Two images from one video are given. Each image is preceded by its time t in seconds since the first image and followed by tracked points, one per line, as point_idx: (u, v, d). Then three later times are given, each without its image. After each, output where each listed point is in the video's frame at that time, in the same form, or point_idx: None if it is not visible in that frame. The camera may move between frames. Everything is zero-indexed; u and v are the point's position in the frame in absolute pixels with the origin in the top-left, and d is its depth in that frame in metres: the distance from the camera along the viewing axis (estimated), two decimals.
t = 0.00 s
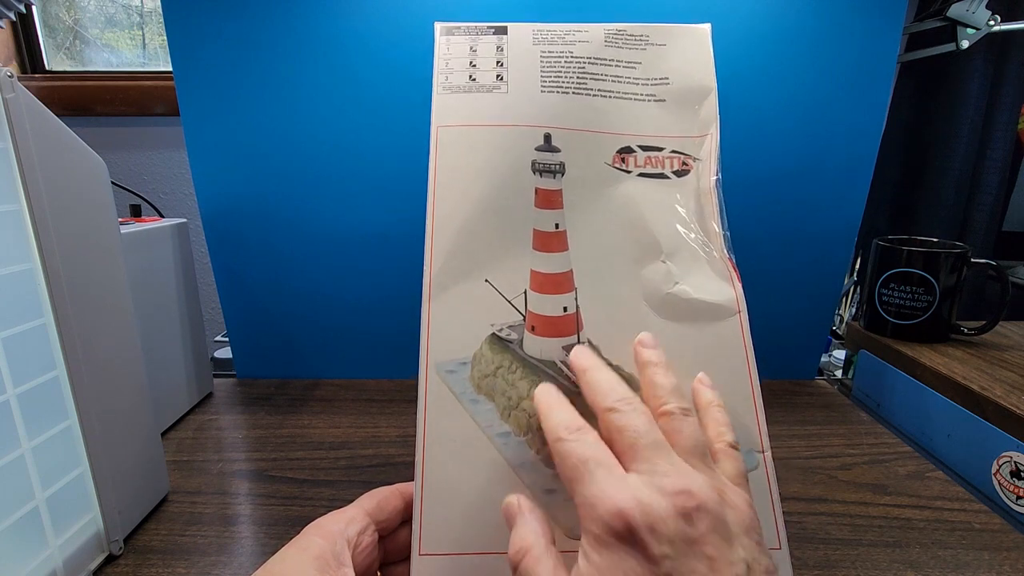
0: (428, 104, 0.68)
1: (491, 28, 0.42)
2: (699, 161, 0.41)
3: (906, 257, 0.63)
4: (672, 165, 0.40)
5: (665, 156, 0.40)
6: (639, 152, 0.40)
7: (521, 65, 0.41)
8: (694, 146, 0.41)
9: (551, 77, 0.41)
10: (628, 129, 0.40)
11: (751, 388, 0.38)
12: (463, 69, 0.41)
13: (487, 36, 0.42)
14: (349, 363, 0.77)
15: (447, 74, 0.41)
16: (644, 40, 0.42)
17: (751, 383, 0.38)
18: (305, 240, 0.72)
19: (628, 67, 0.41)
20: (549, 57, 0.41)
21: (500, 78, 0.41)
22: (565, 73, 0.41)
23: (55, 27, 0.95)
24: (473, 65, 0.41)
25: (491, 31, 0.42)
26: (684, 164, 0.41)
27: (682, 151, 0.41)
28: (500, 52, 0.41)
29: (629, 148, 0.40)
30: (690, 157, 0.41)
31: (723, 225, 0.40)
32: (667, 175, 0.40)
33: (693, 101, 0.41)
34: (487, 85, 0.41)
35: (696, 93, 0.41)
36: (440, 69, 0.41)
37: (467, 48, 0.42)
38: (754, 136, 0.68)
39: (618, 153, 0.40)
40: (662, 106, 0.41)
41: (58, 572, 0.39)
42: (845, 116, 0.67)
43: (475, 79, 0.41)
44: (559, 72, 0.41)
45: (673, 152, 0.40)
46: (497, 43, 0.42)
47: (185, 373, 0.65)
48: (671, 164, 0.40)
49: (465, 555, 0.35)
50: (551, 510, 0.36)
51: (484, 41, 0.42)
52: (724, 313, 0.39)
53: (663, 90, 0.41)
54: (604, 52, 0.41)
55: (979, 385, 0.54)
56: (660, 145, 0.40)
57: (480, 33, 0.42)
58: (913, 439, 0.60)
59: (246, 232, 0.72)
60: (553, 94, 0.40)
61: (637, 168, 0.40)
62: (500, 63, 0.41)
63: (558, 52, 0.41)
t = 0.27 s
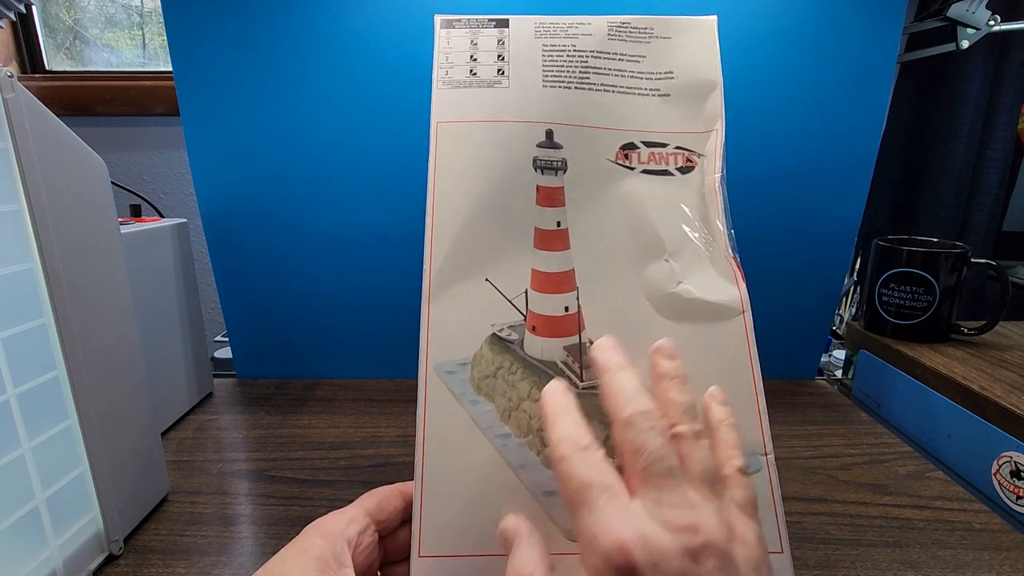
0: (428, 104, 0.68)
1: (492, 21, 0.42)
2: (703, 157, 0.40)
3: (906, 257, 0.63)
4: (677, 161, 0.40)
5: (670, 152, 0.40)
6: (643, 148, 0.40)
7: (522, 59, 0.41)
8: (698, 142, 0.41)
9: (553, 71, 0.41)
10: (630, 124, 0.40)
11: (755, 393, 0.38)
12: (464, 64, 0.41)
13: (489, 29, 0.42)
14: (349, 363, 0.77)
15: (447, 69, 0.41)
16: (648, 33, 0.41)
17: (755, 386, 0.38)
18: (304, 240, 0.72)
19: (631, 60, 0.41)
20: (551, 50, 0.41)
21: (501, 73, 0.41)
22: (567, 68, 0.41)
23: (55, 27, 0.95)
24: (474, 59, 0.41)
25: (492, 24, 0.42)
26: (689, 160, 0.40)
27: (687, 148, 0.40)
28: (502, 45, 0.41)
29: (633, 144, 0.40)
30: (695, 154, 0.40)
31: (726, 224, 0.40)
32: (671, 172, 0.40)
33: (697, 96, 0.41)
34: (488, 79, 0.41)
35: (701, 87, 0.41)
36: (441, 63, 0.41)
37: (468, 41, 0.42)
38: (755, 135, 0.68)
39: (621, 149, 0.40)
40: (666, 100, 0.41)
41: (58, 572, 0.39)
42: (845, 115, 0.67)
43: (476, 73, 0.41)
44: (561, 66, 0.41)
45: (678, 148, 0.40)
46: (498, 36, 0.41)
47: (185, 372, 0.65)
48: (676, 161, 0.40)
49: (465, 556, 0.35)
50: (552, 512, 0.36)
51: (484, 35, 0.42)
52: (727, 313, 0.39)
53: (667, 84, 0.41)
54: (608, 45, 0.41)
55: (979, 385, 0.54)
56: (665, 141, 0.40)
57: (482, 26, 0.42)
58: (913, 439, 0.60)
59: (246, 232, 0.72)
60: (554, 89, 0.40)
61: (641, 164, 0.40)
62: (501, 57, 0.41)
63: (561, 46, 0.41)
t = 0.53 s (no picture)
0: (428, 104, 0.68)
1: (492, 20, 0.42)
2: (704, 157, 0.40)
3: (906, 257, 0.63)
4: (677, 161, 0.40)
5: (670, 152, 0.40)
6: (643, 148, 0.40)
7: (522, 59, 0.41)
8: (698, 142, 0.41)
9: (553, 70, 0.41)
10: (630, 124, 0.40)
11: (755, 393, 0.38)
12: (464, 63, 0.41)
13: (488, 29, 0.42)
14: (349, 363, 0.77)
15: (448, 69, 0.41)
16: (648, 33, 0.42)
17: (755, 386, 0.38)
18: (304, 240, 0.72)
19: (632, 60, 0.41)
20: (551, 49, 0.41)
21: (501, 72, 0.41)
22: (567, 68, 0.41)
23: (55, 27, 0.95)
24: (473, 59, 0.41)
25: (491, 23, 0.42)
26: (689, 160, 0.40)
27: (687, 147, 0.40)
28: (502, 45, 0.41)
29: (633, 144, 0.40)
30: (695, 154, 0.40)
31: (726, 224, 0.40)
32: (671, 172, 0.40)
33: (698, 95, 0.41)
34: (488, 79, 0.41)
35: (701, 87, 0.41)
36: (441, 63, 0.41)
37: (468, 41, 0.42)
38: (755, 135, 0.68)
39: (621, 149, 0.40)
40: (666, 100, 0.41)
41: (58, 572, 0.39)
42: (846, 115, 0.67)
43: (476, 73, 0.41)
44: (561, 66, 0.41)
45: (678, 148, 0.40)
46: (498, 36, 0.41)
47: (185, 372, 0.65)
48: (676, 161, 0.40)
49: (464, 556, 0.35)
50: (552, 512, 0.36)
51: (484, 34, 0.42)
52: (727, 313, 0.39)
53: (667, 84, 0.41)
54: (608, 45, 0.41)
55: (979, 385, 0.54)
56: (665, 140, 0.40)
57: (481, 26, 0.42)
58: (913, 439, 0.60)
59: (246, 232, 0.72)
60: (554, 89, 0.40)
61: (641, 164, 0.40)
62: (501, 57, 0.41)
63: (560, 45, 0.41)
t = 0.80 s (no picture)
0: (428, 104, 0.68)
1: (492, 21, 0.42)
2: (703, 157, 0.40)
3: (906, 256, 0.63)
4: (677, 162, 0.40)
5: (670, 153, 0.40)
6: (643, 149, 0.40)
7: (522, 59, 0.41)
8: (698, 142, 0.41)
9: (553, 71, 0.41)
10: (630, 125, 0.40)
11: (755, 392, 0.38)
12: (464, 64, 0.41)
13: (488, 29, 0.42)
14: (349, 363, 0.77)
15: (448, 69, 0.41)
16: (648, 33, 0.41)
17: (755, 385, 0.38)
18: (304, 240, 0.72)
19: (632, 60, 0.41)
20: (550, 50, 0.41)
21: (501, 73, 0.41)
22: (567, 68, 0.41)
23: (55, 27, 0.95)
24: (474, 60, 0.41)
25: (491, 24, 0.42)
26: (689, 161, 0.40)
27: (686, 148, 0.40)
28: (502, 46, 0.41)
29: (633, 144, 0.40)
30: (695, 154, 0.40)
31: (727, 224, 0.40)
32: (671, 172, 0.40)
33: (698, 96, 0.41)
34: (488, 80, 0.41)
35: (701, 87, 0.41)
36: (441, 63, 0.41)
37: (468, 42, 0.42)
38: (755, 135, 0.68)
39: (621, 150, 0.40)
40: (666, 101, 0.41)
41: (58, 572, 0.39)
42: (846, 114, 0.67)
43: (476, 73, 0.41)
44: (561, 67, 0.41)
45: (678, 148, 0.40)
46: (498, 36, 0.41)
47: (185, 372, 0.65)
48: (676, 161, 0.40)
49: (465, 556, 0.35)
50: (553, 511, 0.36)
51: (484, 35, 0.42)
52: (727, 314, 0.39)
53: (667, 85, 0.41)
54: (608, 45, 0.41)
55: (980, 385, 0.54)
56: (665, 141, 0.40)
57: (481, 26, 0.42)
58: (913, 439, 0.60)
59: (246, 232, 0.72)
60: (553, 89, 0.40)
61: (641, 164, 0.40)
62: (501, 58, 0.41)
63: (560, 46, 0.41)
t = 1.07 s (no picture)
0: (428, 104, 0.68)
1: (492, 22, 0.42)
2: (703, 158, 0.40)
3: (906, 256, 0.63)
4: (676, 162, 0.40)
5: (670, 153, 0.40)
6: (643, 149, 0.40)
7: (522, 60, 0.41)
8: (698, 142, 0.41)
9: (553, 72, 0.41)
10: (629, 125, 0.40)
11: (754, 392, 0.38)
12: (464, 65, 0.41)
13: (488, 30, 0.42)
14: (349, 363, 0.77)
15: (448, 69, 0.41)
16: (648, 34, 0.41)
17: (755, 385, 0.38)
18: (304, 240, 0.72)
19: (632, 61, 0.41)
20: (550, 51, 0.41)
21: (501, 73, 0.41)
22: (567, 69, 0.41)
23: (55, 27, 0.94)
24: (474, 60, 0.41)
25: (491, 25, 0.42)
26: (688, 161, 0.40)
27: (686, 148, 0.40)
28: (502, 47, 0.41)
29: (632, 144, 0.40)
30: (695, 154, 0.40)
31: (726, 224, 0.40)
32: (671, 172, 0.40)
33: (698, 96, 0.41)
34: (488, 80, 0.41)
35: (701, 88, 0.41)
36: (441, 64, 0.41)
37: (468, 42, 0.42)
38: (755, 135, 0.68)
39: (621, 150, 0.40)
40: (665, 101, 0.41)
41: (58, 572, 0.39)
42: (846, 114, 0.67)
43: (476, 74, 0.41)
44: (561, 68, 0.41)
45: (677, 148, 0.40)
46: (498, 37, 0.41)
47: (185, 373, 0.65)
48: (675, 161, 0.40)
49: (464, 556, 0.35)
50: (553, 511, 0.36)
51: (484, 36, 0.42)
52: (726, 314, 0.39)
53: (666, 85, 0.41)
54: (608, 46, 0.41)
55: (979, 385, 0.54)
56: (665, 141, 0.40)
57: (481, 27, 0.42)
58: (913, 439, 0.60)
59: (246, 232, 0.72)
60: (553, 90, 0.40)
61: (641, 165, 0.40)
62: (501, 59, 0.41)
63: (560, 47, 0.41)
